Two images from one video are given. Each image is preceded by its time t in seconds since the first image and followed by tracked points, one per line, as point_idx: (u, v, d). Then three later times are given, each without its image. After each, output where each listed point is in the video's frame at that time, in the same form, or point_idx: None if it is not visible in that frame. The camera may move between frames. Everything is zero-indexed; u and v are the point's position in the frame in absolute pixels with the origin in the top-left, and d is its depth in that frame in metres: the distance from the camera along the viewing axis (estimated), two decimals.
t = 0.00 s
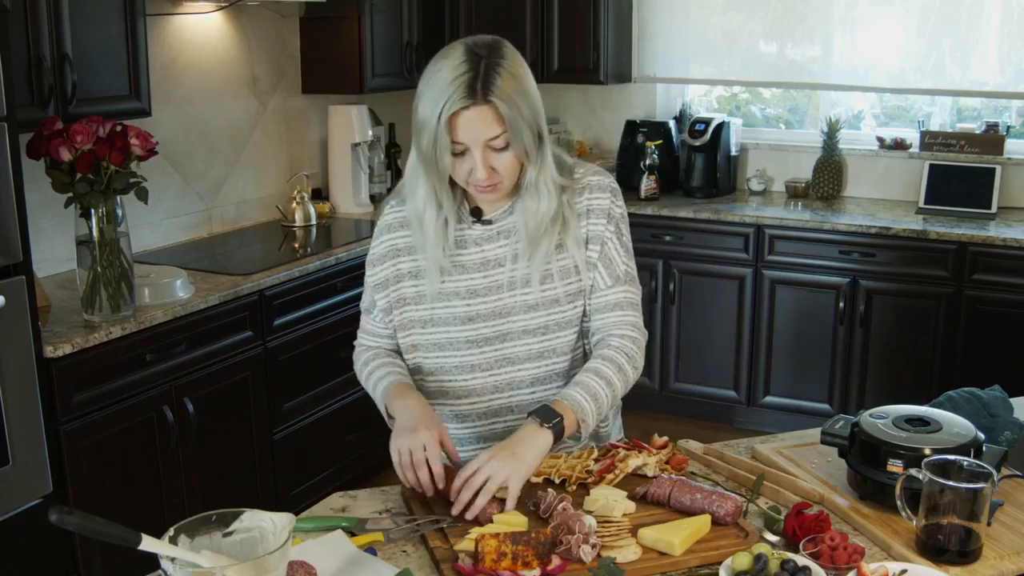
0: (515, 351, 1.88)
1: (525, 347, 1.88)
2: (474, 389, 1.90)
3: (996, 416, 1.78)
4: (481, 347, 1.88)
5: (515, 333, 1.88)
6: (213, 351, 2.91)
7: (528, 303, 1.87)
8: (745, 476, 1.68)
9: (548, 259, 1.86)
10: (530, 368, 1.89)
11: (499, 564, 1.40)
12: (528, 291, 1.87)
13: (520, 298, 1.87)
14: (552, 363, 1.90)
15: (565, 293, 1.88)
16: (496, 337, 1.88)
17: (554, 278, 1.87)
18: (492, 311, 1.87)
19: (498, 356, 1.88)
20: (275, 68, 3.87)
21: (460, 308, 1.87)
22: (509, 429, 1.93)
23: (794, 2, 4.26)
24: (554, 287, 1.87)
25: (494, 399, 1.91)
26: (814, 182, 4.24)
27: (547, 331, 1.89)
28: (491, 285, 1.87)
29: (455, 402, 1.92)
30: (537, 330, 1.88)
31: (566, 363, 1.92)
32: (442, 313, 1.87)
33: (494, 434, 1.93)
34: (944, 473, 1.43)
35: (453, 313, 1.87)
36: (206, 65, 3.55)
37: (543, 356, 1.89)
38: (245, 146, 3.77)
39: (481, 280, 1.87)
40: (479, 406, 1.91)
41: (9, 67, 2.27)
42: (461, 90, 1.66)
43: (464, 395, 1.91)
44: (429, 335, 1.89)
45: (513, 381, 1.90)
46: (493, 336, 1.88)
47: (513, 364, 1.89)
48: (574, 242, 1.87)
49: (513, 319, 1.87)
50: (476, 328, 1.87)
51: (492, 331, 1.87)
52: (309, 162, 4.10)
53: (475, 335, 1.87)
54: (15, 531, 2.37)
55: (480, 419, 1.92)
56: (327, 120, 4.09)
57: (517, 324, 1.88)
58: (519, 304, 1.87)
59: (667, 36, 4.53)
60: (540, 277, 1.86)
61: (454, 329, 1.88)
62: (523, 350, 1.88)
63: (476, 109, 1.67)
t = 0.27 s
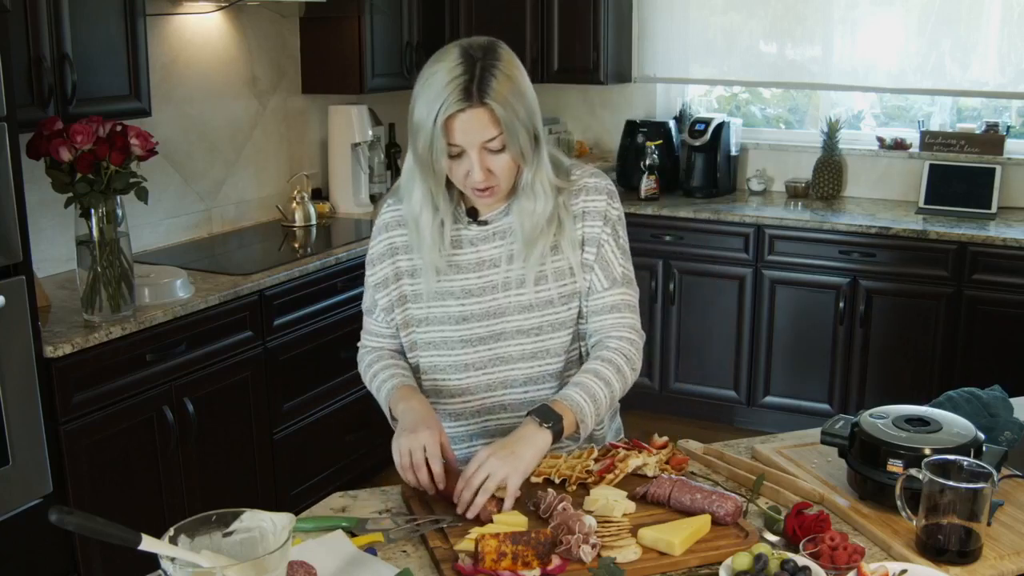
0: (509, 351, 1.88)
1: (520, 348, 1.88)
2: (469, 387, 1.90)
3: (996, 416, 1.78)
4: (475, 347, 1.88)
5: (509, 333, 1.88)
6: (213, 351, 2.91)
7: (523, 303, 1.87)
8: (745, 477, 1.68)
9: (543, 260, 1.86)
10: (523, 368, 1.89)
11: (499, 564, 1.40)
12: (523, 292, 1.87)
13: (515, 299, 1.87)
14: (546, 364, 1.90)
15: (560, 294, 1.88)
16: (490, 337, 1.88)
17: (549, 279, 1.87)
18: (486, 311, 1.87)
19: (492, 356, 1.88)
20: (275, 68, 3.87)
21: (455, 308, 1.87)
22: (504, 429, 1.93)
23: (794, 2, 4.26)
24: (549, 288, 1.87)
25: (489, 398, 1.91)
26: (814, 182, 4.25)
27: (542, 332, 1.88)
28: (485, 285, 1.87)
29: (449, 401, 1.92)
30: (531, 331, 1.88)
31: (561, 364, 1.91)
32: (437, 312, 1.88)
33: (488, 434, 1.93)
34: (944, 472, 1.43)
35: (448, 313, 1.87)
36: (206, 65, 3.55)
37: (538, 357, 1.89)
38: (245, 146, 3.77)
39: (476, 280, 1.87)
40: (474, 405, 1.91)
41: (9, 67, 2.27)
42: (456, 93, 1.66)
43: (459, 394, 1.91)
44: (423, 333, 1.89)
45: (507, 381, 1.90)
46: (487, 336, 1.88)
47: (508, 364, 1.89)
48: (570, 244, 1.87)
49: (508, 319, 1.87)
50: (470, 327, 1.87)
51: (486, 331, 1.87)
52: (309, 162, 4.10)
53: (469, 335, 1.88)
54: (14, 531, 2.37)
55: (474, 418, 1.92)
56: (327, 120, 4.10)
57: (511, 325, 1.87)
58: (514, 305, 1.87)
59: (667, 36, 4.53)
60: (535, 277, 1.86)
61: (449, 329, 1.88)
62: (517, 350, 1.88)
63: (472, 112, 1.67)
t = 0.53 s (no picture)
0: (507, 351, 1.88)
1: (517, 347, 1.88)
2: (466, 385, 1.90)
3: (996, 416, 1.78)
4: (473, 346, 1.88)
5: (507, 333, 1.88)
6: (213, 351, 2.91)
7: (521, 303, 1.87)
8: (745, 477, 1.68)
9: (541, 261, 1.86)
10: (520, 368, 1.89)
11: (499, 564, 1.40)
12: (522, 292, 1.87)
13: (513, 299, 1.87)
14: (544, 364, 1.90)
15: (558, 295, 1.88)
16: (487, 336, 1.88)
17: (547, 279, 1.87)
18: (485, 310, 1.87)
19: (490, 355, 1.88)
20: (275, 68, 3.87)
21: (453, 307, 1.87)
22: (500, 427, 1.93)
23: (794, 2, 4.26)
24: (547, 288, 1.87)
25: (486, 396, 1.91)
26: (814, 182, 4.25)
27: (539, 331, 1.88)
28: (483, 285, 1.87)
29: (446, 399, 1.92)
30: (529, 330, 1.88)
31: (558, 364, 1.91)
32: (435, 311, 1.88)
33: (484, 433, 1.93)
34: (944, 473, 1.43)
35: (446, 312, 1.88)
36: (207, 65, 3.55)
37: (535, 357, 1.89)
38: (245, 146, 3.77)
39: (474, 280, 1.87)
40: (471, 404, 1.91)
41: (9, 67, 2.27)
42: (455, 95, 1.66)
43: (456, 392, 1.91)
44: (421, 332, 1.89)
45: (504, 380, 1.90)
46: (484, 336, 1.88)
47: (505, 364, 1.89)
48: (568, 245, 1.87)
49: (506, 319, 1.87)
50: (468, 327, 1.87)
51: (484, 331, 1.87)
52: (309, 162, 4.10)
53: (467, 334, 1.88)
54: (15, 531, 2.37)
55: (471, 416, 1.92)
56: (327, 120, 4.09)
57: (509, 324, 1.87)
58: (512, 304, 1.87)
59: (667, 36, 4.53)
60: (533, 278, 1.86)
61: (446, 327, 1.88)
62: (514, 349, 1.88)
63: (471, 114, 1.67)
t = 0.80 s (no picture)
0: (507, 350, 1.88)
1: (517, 347, 1.88)
2: (466, 385, 1.90)
3: (996, 416, 1.78)
4: (473, 345, 1.88)
5: (507, 333, 1.88)
6: (213, 351, 2.91)
7: (521, 303, 1.87)
8: (745, 477, 1.68)
9: (541, 260, 1.86)
10: (520, 368, 1.89)
11: (499, 564, 1.40)
12: (522, 291, 1.87)
13: (513, 298, 1.87)
14: (544, 363, 1.90)
15: (558, 294, 1.88)
16: (487, 336, 1.88)
17: (547, 279, 1.87)
18: (485, 310, 1.87)
19: (490, 355, 1.88)
20: (275, 68, 3.87)
21: (453, 307, 1.87)
22: (500, 427, 1.93)
23: (794, 2, 4.26)
24: (547, 288, 1.87)
25: (486, 396, 1.91)
26: (814, 182, 4.25)
27: (539, 331, 1.88)
28: (484, 285, 1.87)
29: (446, 399, 1.92)
30: (529, 330, 1.88)
31: (558, 363, 1.91)
32: (435, 310, 1.88)
33: (484, 433, 1.93)
34: (944, 473, 1.43)
35: (446, 311, 1.87)
36: (207, 65, 3.55)
37: (535, 356, 1.89)
38: (245, 146, 3.77)
39: (474, 279, 1.87)
40: (471, 404, 1.91)
41: (9, 66, 2.27)
42: (455, 95, 1.66)
43: (456, 392, 1.91)
44: (421, 331, 1.89)
45: (503, 379, 1.90)
46: (485, 335, 1.88)
47: (505, 364, 1.89)
48: (569, 245, 1.87)
49: (506, 318, 1.87)
50: (468, 326, 1.87)
51: (484, 330, 1.87)
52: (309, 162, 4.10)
53: (467, 334, 1.88)
54: (14, 531, 2.37)
55: (471, 416, 1.92)
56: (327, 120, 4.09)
57: (509, 324, 1.87)
58: (512, 304, 1.87)
59: (667, 36, 4.53)
60: (533, 277, 1.86)
61: (446, 327, 1.88)
62: (514, 349, 1.88)
63: (471, 114, 1.67)
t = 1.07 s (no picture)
0: (509, 349, 1.88)
1: (519, 346, 1.88)
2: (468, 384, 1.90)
3: (996, 416, 1.78)
4: (474, 344, 1.88)
5: (509, 332, 1.88)
6: (213, 351, 2.91)
7: (523, 301, 1.87)
8: (745, 477, 1.68)
9: (543, 259, 1.86)
10: (522, 367, 1.89)
11: (499, 564, 1.40)
12: (523, 290, 1.87)
13: (514, 297, 1.87)
14: (546, 362, 1.90)
15: (560, 293, 1.88)
16: (489, 335, 1.88)
17: (548, 278, 1.87)
18: (486, 309, 1.87)
19: (492, 353, 1.88)
20: (275, 68, 3.87)
21: (454, 305, 1.87)
22: (502, 427, 1.93)
23: (794, 2, 4.26)
24: (549, 287, 1.87)
25: (488, 395, 1.91)
26: (814, 182, 4.25)
27: (541, 330, 1.88)
28: (485, 284, 1.87)
29: (448, 398, 1.92)
30: (531, 329, 1.88)
31: (560, 362, 1.91)
32: (436, 309, 1.88)
33: (485, 432, 1.93)
34: (944, 473, 1.43)
35: (447, 310, 1.87)
36: (207, 65, 3.55)
37: (537, 355, 1.89)
38: (245, 146, 3.77)
39: (476, 278, 1.87)
40: (473, 403, 1.91)
41: (9, 66, 2.27)
42: (457, 92, 1.66)
43: (458, 392, 1.91)
44: (423, 331, 1.89)
45: (505, 379, 1.90)
46: (486, 334, 1.88)
47: (507, 362, 1.89)
48: (570, 243, 1.87)
49: (507, 317, 1.87)
50: (470, 325, 1.87)
51: (486, 329, 1.87)
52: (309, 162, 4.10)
53: (468, 332, 1.88)
54: (14, 531, 2.37)
55: (473, 416, 1.92)
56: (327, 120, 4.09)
57: (511, 323, 1.87)
58: (514, 302, 1.87)
59: (667, 36, 4.53)
60: (535, 276, 1.86)
61: (448, 326, 1.88)
62: (516, 348, 1.88)
63: (473, 111, 1.67)
